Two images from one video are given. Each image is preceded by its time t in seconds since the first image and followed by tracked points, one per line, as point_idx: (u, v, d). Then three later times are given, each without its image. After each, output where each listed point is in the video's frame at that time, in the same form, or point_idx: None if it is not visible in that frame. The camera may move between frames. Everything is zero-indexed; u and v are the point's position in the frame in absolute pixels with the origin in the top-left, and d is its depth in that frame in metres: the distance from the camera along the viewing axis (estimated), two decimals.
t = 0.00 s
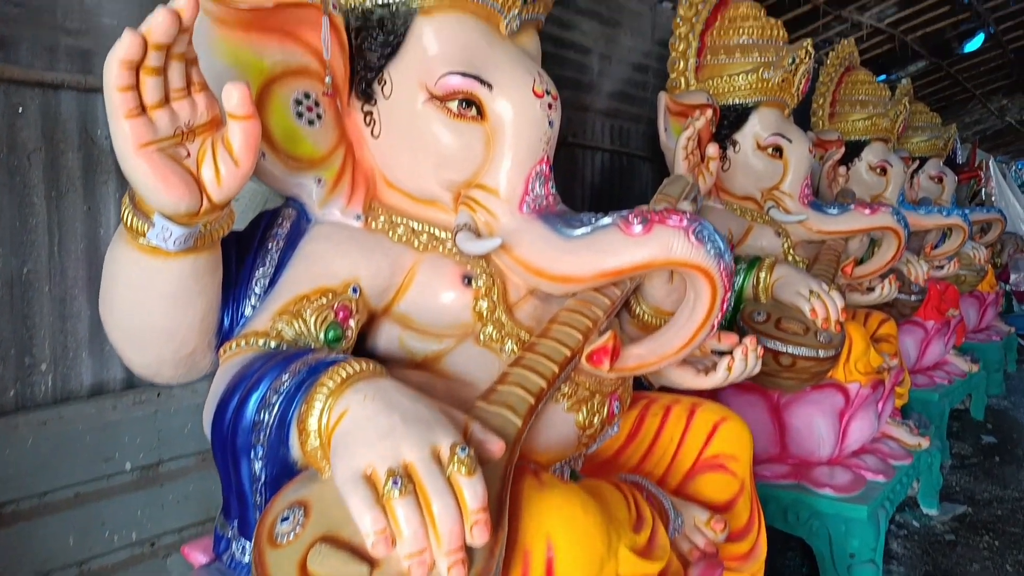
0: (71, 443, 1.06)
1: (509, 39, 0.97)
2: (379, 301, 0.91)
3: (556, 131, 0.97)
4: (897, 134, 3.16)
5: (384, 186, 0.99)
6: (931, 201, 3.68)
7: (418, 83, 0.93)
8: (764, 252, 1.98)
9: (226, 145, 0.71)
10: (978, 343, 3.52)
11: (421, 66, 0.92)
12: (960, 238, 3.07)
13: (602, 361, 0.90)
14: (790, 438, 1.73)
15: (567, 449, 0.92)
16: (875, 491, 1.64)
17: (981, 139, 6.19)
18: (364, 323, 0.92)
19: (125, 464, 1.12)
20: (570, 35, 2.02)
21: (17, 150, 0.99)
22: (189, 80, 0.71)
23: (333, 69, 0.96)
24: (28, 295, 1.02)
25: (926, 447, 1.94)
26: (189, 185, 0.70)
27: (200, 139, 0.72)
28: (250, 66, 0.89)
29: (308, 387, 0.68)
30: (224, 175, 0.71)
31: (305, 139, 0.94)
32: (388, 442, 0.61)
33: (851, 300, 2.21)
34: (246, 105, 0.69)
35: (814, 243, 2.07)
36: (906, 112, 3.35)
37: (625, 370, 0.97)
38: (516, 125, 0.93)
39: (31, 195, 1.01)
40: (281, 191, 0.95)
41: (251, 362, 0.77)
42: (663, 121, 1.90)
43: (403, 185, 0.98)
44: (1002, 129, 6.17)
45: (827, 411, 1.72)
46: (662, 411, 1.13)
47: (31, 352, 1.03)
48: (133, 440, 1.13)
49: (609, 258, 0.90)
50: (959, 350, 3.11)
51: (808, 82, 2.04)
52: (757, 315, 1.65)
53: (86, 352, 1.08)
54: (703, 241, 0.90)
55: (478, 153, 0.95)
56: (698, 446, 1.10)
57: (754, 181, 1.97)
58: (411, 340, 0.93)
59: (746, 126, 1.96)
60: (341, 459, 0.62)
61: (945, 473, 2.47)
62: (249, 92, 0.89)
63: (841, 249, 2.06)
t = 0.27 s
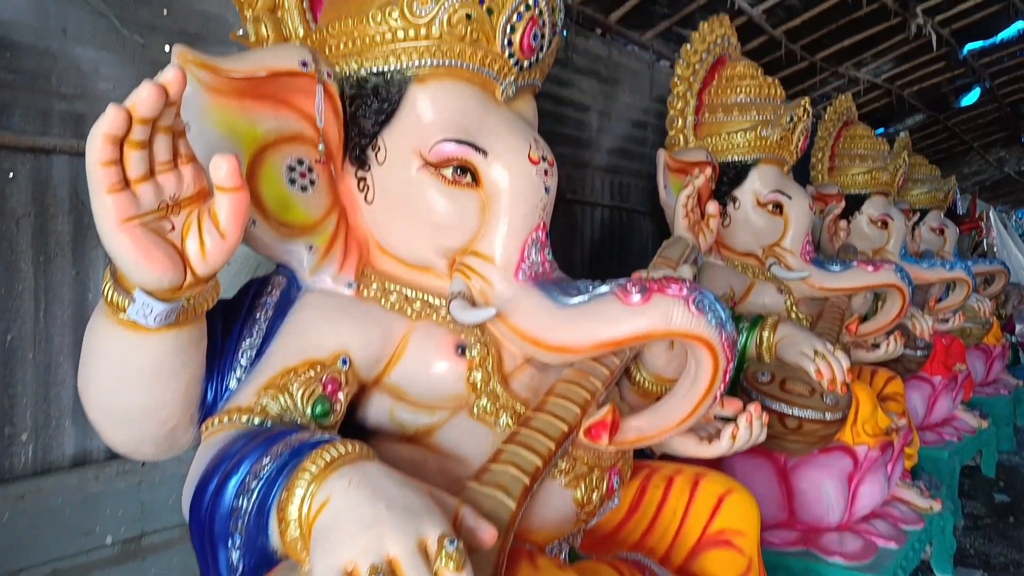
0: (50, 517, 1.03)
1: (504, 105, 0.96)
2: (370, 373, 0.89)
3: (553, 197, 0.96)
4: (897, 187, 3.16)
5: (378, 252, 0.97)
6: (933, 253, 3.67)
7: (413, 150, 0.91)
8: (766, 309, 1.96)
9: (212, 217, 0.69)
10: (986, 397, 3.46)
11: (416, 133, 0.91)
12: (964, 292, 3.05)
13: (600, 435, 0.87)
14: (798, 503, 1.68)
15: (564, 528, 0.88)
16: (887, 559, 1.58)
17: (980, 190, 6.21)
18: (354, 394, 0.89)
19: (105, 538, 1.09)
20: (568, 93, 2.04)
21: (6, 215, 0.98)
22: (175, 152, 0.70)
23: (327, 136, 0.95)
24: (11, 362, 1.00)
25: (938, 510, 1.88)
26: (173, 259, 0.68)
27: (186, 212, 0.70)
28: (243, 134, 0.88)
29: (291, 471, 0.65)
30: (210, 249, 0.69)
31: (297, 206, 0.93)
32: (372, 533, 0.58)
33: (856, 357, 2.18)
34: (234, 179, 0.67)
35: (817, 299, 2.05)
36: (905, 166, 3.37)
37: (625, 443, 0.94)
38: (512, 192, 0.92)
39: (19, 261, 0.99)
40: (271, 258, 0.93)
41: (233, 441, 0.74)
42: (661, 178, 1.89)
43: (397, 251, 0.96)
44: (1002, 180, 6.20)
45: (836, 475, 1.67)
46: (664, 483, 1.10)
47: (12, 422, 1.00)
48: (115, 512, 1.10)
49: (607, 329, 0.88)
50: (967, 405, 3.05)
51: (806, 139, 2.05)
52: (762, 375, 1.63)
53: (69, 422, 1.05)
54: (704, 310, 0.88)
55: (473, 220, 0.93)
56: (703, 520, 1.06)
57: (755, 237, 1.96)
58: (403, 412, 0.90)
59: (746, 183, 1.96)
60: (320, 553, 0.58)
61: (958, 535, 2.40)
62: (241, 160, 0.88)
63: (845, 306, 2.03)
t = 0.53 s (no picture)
0: (16, 571, 1.00)
1: (493, 149, 0.95)
2: (350, 424, 0.85)
3: (542, 242, 0.94)
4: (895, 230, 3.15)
5: (362, 297, 0.95)
6: (933, 295, 3.64)
7: (398, 194, 0.90)
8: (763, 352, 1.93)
9: (185, 264, 0.67)
10: (990, 441, 3.40)
11: (402, 176, 0.89)
12: (965, 334, 3.02)
13: (589, 490, 0.83)
14: (800, 554, 1.62)
15: None
16: None
17: (979, 231, 6.22)
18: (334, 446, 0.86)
19: None
20: (563, 135, 2.04)
21: None
22: (149, 198, 0.68)
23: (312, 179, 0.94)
24: None
25: (943, 560, 1.83)
26: (141, 309, 0.66)
27: (158, 258, 0.68)
28: (225, 178, 0.87)
29: (257, 532, 0.61)
30: (181, 297, 0.67)
31: (280, 249, 0.91)
32: None
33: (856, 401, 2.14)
34: (208, 225, 0.65)
35: (815, 343, 2.01)
36: (903, 208, 3.36)
37: (615, 498, 0.90)
38: (499, 237, 0.90)
39: None
40: (250, 303, 0.91)
41: (200, 498, 0.70)
42: (656, 221, 1.88)
43: (382, 296, 0.94)
44: (1000, 221, 6.21)
45: (838, 525, 1.61)
46: (658, 536, 1.06)
47: None
48: (84, 566, 1.07)
49: (595, 378, 0.85)
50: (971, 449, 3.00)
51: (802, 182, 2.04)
52: (760, 422, 1.58)
53: (40, 471, 1.03)
54: (696, 359, 0.85)
55: (459, 265, 0.91)
56: None
57: (751, 280, 1.94)
58: (384, 465, 0.86)
59: (742, 225, 1.95)
60: None
61: None
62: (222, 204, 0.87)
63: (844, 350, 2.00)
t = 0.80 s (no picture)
0: None
1: (471, 162, 0.93)
2: (323, 443, 0.83)
3: (521, 256, 0.92)
4: (889, 241, 3.13)
5: (338, 312, 0.94)
6: (929, 305, 3.63)
7: (373, 207, 0.88)
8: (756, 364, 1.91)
9: (145, 282, 0.65)
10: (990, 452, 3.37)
11: (377, 190, 0.88)
12: (961, 345, 3.00)
13: (569, 510, 0.80)
14: (793, 570, 1.60)
15: None
16: None
17: (975, 240, 6.21)
18: (307, 466, 0.84)
19: None
20: (552, 147, 2.03)
21: None
22: (108, 214, 0.67)
23: (286, 194, 0.92)
24: None
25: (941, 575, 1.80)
26: (100, 328, 0.64)
27: (118, 275, 0.67)
28: (195, 192, 0.85)
29: (216, 558, 0.59)
30: (141, 315, 0.65)
31: (252, 265, 0.89)
32: None
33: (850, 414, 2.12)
34: (170, 241, 0.63)
35: (808, 354, 1.99)
36: (898, 217, 3.35)
37: (596, 518, 0.87)
38: (476, 251, 0.88)
39: None
40: (221, 320, 0.90)
41: (161, 523, 0.68)
42: (647, 233, 1.86)
43: (358, 312, 0.92)
44: (997, 230, 6.20)
45: (832, 541, 1.59)
46: (644, 555, 1.03)
47: None
48: None
49: (575, 395, 0.83)
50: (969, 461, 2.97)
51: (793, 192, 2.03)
52: (751, 435, 1.55)
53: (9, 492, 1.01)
54: (678, 375, 0.83)
55: (436, 280, 0.89)
56: None
57: (743, 291, 1.92)
58: (358, 485, 0.84)
59: (733, 236, 1.93)
60: None
61: None
62: (193, 219, 0.85)
63: (838, 362, 1.97)
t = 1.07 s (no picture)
0: None
1: (446, 160, 0.91)
2: (291, 446, 0.82)
3: (496, 255, 0.91)
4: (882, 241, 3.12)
5: (310, 312, 0.92)
6: (921, 306, 3.62)
7: (343, 206, 0.87)
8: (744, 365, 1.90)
9: (103, 281, 0.64)
10: (983, 453, 3.36)
11: (348, 188, 0.86)
12: (953, 345, 2.99)
13: (541, 514, 0.79)
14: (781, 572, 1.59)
15: None
16: None
17: (970, 241, 6.21)
18: (275, 469, 0.82)
19: None
20: (539, 146, 2.02)
21: None
22: (64, 213, 0.66)
23: (257, 192, 0.91)
24: None
25: None
26: (54, 328, 0.63)
27: (75, 275, 0.65)
28: (161, 191, 0.84)
29: (171, 563, 0.58)
30: (98, 315, 0.64)
31: (222, 264, 0.88)
32: None
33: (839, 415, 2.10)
34: (129, 239, 0.62)
35: (797, 355, 1.98)
36: (890, 217, 3.34)
37: (571, 521, 0.86)
38: (449, 250, 0.87)
39: None
40: (189, 320, 0.88)
41: (119, 527, 0.66)
42: (633, 233, 1.84)
43: (330, 312, 0.90)
44: (991, 231, 6.20)
45: (820, 543, 1.58)
46: (624, 559, 1.02)
47: None
48: None
49: (548, 396, 0.81)
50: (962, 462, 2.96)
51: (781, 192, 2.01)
52: (738, 437, 1.54)
53: None
54: (653, 376, 0.81)
55: (408, 280, 0.88)
56: None
57: (731, 291, 1.91)
58: (327, 488, 0.83)
59: (721, 236, 1.92)
60: None
61: None
62: (159, 218, 0.84)
63: (826, 362, 1.96)
